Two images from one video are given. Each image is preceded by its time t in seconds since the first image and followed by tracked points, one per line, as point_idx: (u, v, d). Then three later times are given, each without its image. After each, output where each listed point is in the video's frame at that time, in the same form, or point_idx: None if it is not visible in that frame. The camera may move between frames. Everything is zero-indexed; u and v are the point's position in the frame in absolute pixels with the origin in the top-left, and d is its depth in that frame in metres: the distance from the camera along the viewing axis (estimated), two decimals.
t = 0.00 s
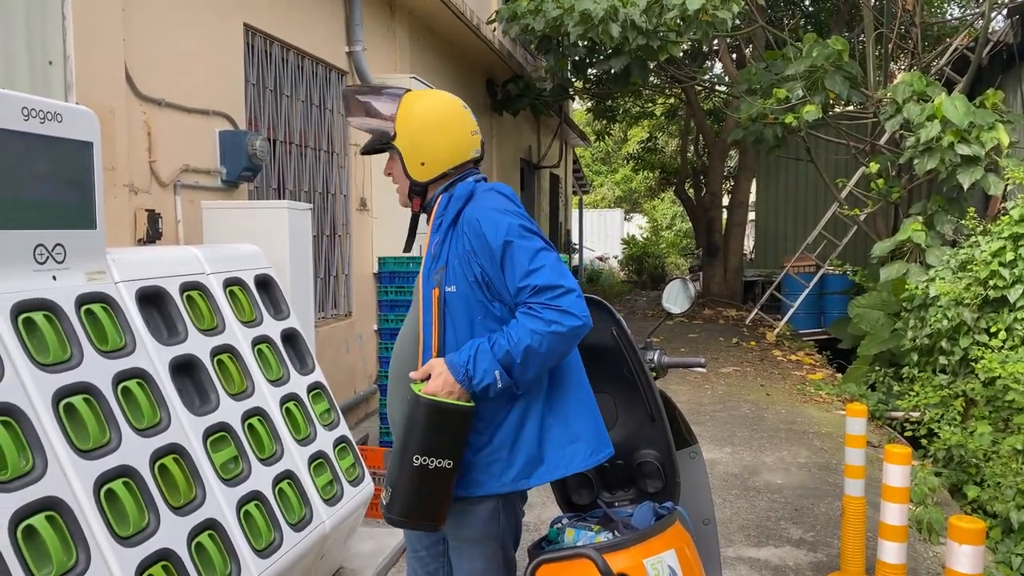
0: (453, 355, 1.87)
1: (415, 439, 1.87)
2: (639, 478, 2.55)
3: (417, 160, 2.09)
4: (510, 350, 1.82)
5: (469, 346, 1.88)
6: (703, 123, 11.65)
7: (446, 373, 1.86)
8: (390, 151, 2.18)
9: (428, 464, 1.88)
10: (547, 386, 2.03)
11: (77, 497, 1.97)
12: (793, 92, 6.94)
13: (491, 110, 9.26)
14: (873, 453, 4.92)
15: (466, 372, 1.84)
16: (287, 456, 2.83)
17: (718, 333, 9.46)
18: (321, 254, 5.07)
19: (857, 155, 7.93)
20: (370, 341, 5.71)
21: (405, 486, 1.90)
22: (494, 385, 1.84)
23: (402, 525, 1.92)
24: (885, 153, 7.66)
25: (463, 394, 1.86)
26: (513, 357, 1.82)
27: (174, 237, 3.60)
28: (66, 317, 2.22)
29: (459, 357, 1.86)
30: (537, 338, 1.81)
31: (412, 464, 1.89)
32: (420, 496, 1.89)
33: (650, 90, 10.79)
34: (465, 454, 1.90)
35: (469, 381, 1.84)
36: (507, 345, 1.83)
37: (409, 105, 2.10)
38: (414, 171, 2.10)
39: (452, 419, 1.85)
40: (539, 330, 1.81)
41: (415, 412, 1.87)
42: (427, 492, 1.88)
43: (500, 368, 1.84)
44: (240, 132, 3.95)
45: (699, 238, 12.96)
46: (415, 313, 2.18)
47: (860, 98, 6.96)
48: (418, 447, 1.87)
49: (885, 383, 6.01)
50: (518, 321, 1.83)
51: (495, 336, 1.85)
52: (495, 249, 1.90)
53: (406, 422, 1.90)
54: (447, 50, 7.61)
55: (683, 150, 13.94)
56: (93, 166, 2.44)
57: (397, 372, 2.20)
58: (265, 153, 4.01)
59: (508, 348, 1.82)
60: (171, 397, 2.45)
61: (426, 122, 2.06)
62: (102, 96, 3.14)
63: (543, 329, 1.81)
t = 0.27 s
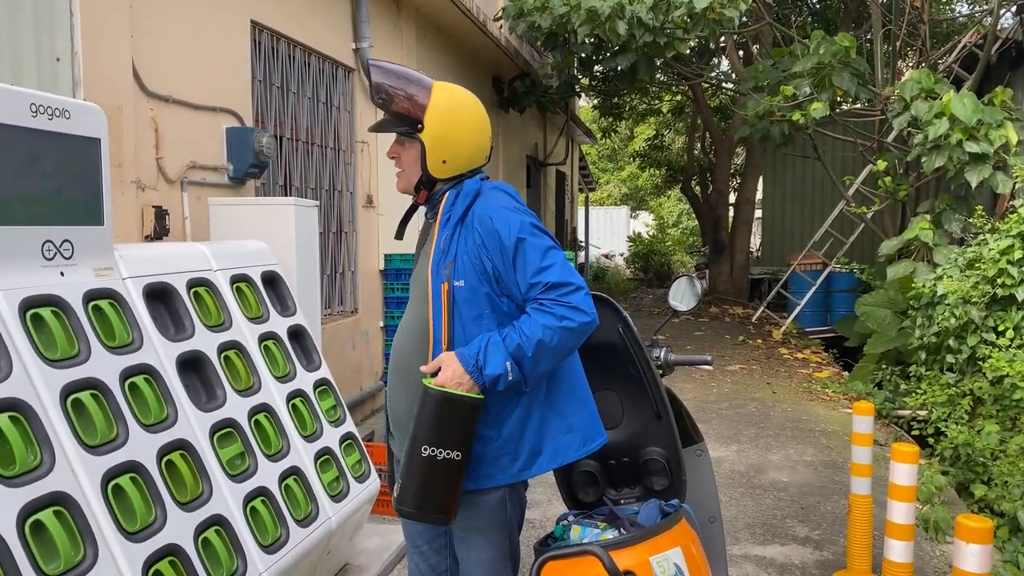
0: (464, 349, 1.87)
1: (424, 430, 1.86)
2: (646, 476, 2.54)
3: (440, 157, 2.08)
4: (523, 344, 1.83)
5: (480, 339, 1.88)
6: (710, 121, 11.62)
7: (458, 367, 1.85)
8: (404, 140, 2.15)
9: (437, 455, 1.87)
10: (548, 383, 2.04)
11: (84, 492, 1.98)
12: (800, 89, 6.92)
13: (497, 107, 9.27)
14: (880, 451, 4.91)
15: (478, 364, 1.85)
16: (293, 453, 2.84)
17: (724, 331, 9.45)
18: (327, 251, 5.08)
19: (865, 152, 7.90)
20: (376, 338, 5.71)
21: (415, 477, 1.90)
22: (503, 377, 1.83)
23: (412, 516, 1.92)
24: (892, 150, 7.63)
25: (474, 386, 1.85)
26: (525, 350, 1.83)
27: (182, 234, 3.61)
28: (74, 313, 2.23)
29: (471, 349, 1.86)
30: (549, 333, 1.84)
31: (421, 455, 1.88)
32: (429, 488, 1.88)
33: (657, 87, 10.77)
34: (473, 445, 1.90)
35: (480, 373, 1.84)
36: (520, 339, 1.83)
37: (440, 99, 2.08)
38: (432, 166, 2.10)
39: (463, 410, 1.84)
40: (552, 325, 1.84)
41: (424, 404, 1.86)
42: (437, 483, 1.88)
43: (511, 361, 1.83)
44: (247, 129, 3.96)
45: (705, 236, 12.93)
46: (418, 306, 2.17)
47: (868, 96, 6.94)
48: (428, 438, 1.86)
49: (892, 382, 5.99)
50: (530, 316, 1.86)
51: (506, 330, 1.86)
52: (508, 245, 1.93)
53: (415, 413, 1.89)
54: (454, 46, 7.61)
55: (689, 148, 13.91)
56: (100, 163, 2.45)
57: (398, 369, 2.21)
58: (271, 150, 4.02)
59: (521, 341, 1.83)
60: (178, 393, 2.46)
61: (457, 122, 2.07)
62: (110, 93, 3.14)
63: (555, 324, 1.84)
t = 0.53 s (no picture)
0: (480, 348, 1.87)
1: (445, 428, 1.84)
2: (648, 473, 2.54)
3: (445, 159, 2.07)
4: (539, 342, 1.83)
5: (496, 337, 1.87)
6: (715, 118, 11.60)
7: (476, 366, 1.84)
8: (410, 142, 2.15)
9: (459, 453, 1.85)
10: (557, 381, 2.06)
11: (87, 488, 1.98)
12: (805, 86, 6.89)
13: (501, 103, 9.27)
14: (884, 449, 4.90)
15: (495, 361, 1.84)
16: (296, 449, 2.84)
17: (727, 328, 9.43)
18: (331, 247, 5.08)
19: (870, 149, 7.88)
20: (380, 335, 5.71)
21: (437, 477, 1.87)
22: (521, 374, 1.82)
23: (436, 516, 1.88)
24: (897, 147, 7.61)
25: (492, 383, 1.84)
26: (541, 348, 1.83)
27: (185, 230, 3.61)
28: (76, 309, 2.23)
29: (487, 347, 1.85)
30: (565, 331, 1.84)
31: (444, 454, 1.86)
32: (453, 486, 1.85)
33: (661, 84, 10.75)
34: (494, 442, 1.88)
35: (498, 371, 1.83)
36: (537, 337, 1.84)
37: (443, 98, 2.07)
38: (438, 168, 2.09)
39: (482, 408, 1.82)
40: (567, 323, 1.85)
41: (443, 403, 1.84)
42: (461, 482, 1.86)
43: (529, 359, 1.83)
44: (251, 125, 3.95)
45: (710, 233, 12.90)
46: (423, 300, 2.16)
47: (874, 92, 6.91)
48: (449, 437, 1.84)
49: (896, 379, 5.98)
50: (546, 314, 1.86)
51: (522, 328, 1.86)
52: (522, 244, 1.93)
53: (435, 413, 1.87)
54: (458, 43, 7.60)
55: (694, 145, 13.88)
56: (103, 159, 2.44)
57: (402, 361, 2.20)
58: (275, 146, 4.02)
59: (537, 339, 1.83)
60: (181, 388, 2.46)
61: (460, 122, 2.06)
62: (113, 88, 3.14)
63: (570, 322, 1.85)
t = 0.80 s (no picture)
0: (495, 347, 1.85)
1: (460, 427, 1.82)
2: (650, 470, 2.54)
3: (469, 159, 2.07)
4: (554, 343, 1.83)
5: (511, 337, 1.86)
6: (717, 115, 11.59)
7: (490, 364, 1.83)
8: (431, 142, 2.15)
9: (473, 453, 1.83)
10: (569, 381, 2.07)
11: (89, 484, 1.98)
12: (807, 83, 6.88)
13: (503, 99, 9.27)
14: (885, 446, 4.90)
15: (510, 362, 1.82)
16: (298, 445, 2.84)
17: (729, 324, 9.43)
18: (332, 243, 5.08)
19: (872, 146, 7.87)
20: (381, 331, 5.72)
21: (450, 476, 1.85)
22: (535, 375, 1.81)
23: (448, 514, 1.87)
24: (899, 144, 7.60)
25: (506, 384, 1.83)
26: (556, 349, 1.83)
27: (187, 226, 3.62)
28: (78, 305, 2.23)
29: (502, 347, 1.84)
30: (581, 333, 1.85)
31: (457, 453, 1.84)
32: (466, 485, 1.84)
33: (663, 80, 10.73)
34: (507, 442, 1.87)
35: (512, 371, 1.82)
36: (553, 338, 1.84)
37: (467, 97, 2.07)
38: (461, 168, 2.09)
39: (496, 408, 1.81)
40: (583, 325, 1.85)
41: (456, 402, 1.83)
42: (475, 481, 1.84)
43: (544, 360, 1.82)
44: (253, 122, 3.95)
45: (711, 230, 12.90)
46: (434, 294, 2.16)
47: (876, 89, 6.90)
48: (464, 436, 1.83)
49: (897, 376, 5.98)
50: (562, 316, 1.87)
51: (537, 329, 1.86)
52: (543, 244, 1.94)
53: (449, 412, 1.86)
54: (460, 39, 7.59)
55: (696, 141, 13.87)
56: (105, 155, 2.44)
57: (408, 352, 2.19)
58: (277, 142, 4.02)
59: (553, 340, 1.83)
60: (182, 384, 2.46)
61: (482, 122, 2.06)
62: (115, 84, 3.14)
63: (586, 324, 1.86)
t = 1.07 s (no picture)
0: (506, 343, 1.85)
1: (466, 421, 1.82)
2: (651, 467, 2.55)
3: (515, 151, 2.11)
4: (566, 342, 1.84)
5: (522, 335, 1.87)
6: (717, 112, 11.58)
7: (502, 360, 1.83)
8: (469, 130, 2.12)
9: (478, 448, 1.83)
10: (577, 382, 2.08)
11: (90, 480, 1.98)
12: (808, 80, 6.87)
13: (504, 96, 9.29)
14: (885, 443, 4.91)
15: (521, 359, 1.82)
16: (299, 442, 2.84)
17: (730, 322, 9.44)
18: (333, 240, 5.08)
19: (872, 143, 7.87)
20: (382, 328, 5.72)
21: (455, 470, 1.85)
22: (546, 373, 1.81)
23: (451, 508, 1.86)
24: (900, 141, 7.60)
25: (515, 380, 1.82)
26: (567, 348, 1.84)
27: (188, 223, 3.62)
28: (79, 301, 2.23)
29: (513, 344, 1.84)
30: (592, 333, 1.86)
31: (462, 447, 1.84)
32: (470, 480, 1.84)
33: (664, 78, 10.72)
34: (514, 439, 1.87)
35: (523, 367, 1.81)
36: (565, 337, 1.85)
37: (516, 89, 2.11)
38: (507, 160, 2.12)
39: (505, 403, 1.81)
40: (594, 325, 1.87)
41: (465, 396, 1.83)
42: (479, 476, 1.84)
43: (555, 358, 1.83)
44: (253, 118, 3.95)
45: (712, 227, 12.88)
46: (443, 290, 2.16)
47: (877, 86, 6.89)
48: (470, 430, 1.82)
49: (898, 374, 5.98)
50: (574, 315, 1.88)
51: (549, 327, 1.86)
52: (558, 244, 1.96)
53: (455, 406, 1.86)
54: (460, 36, 7.58)
55: (696, 139, 13.86)
56: (105, 151, 2.44)
57: (413, 349, 2.19)
58: (277, 139, 4.02)
59: (564, 339, 1.84)
60: (183, 381, 2.46)
61: (528, 115, 2.13)
62: (115, 80, 3.13)
63: (597, 324, 1.87)
